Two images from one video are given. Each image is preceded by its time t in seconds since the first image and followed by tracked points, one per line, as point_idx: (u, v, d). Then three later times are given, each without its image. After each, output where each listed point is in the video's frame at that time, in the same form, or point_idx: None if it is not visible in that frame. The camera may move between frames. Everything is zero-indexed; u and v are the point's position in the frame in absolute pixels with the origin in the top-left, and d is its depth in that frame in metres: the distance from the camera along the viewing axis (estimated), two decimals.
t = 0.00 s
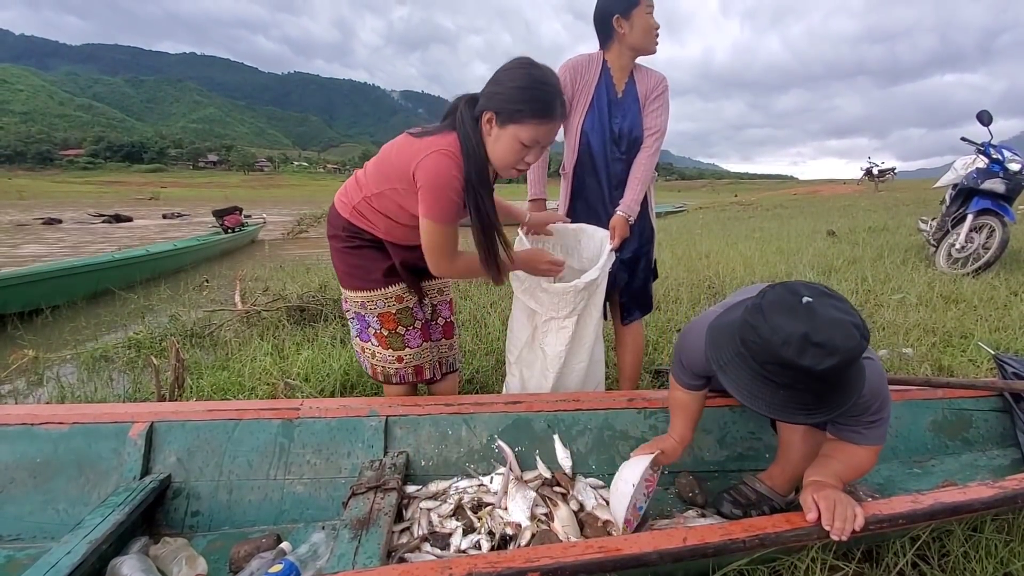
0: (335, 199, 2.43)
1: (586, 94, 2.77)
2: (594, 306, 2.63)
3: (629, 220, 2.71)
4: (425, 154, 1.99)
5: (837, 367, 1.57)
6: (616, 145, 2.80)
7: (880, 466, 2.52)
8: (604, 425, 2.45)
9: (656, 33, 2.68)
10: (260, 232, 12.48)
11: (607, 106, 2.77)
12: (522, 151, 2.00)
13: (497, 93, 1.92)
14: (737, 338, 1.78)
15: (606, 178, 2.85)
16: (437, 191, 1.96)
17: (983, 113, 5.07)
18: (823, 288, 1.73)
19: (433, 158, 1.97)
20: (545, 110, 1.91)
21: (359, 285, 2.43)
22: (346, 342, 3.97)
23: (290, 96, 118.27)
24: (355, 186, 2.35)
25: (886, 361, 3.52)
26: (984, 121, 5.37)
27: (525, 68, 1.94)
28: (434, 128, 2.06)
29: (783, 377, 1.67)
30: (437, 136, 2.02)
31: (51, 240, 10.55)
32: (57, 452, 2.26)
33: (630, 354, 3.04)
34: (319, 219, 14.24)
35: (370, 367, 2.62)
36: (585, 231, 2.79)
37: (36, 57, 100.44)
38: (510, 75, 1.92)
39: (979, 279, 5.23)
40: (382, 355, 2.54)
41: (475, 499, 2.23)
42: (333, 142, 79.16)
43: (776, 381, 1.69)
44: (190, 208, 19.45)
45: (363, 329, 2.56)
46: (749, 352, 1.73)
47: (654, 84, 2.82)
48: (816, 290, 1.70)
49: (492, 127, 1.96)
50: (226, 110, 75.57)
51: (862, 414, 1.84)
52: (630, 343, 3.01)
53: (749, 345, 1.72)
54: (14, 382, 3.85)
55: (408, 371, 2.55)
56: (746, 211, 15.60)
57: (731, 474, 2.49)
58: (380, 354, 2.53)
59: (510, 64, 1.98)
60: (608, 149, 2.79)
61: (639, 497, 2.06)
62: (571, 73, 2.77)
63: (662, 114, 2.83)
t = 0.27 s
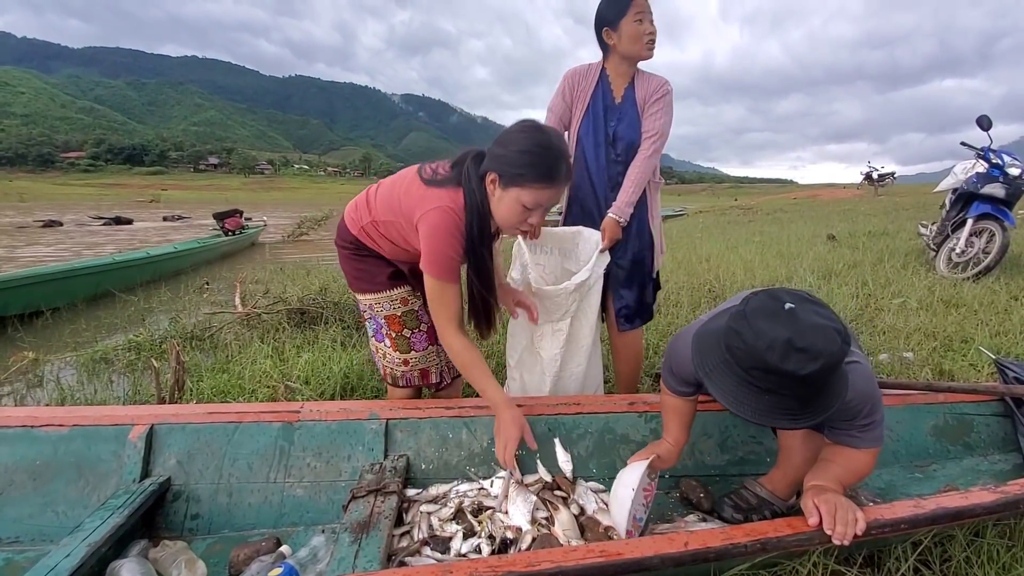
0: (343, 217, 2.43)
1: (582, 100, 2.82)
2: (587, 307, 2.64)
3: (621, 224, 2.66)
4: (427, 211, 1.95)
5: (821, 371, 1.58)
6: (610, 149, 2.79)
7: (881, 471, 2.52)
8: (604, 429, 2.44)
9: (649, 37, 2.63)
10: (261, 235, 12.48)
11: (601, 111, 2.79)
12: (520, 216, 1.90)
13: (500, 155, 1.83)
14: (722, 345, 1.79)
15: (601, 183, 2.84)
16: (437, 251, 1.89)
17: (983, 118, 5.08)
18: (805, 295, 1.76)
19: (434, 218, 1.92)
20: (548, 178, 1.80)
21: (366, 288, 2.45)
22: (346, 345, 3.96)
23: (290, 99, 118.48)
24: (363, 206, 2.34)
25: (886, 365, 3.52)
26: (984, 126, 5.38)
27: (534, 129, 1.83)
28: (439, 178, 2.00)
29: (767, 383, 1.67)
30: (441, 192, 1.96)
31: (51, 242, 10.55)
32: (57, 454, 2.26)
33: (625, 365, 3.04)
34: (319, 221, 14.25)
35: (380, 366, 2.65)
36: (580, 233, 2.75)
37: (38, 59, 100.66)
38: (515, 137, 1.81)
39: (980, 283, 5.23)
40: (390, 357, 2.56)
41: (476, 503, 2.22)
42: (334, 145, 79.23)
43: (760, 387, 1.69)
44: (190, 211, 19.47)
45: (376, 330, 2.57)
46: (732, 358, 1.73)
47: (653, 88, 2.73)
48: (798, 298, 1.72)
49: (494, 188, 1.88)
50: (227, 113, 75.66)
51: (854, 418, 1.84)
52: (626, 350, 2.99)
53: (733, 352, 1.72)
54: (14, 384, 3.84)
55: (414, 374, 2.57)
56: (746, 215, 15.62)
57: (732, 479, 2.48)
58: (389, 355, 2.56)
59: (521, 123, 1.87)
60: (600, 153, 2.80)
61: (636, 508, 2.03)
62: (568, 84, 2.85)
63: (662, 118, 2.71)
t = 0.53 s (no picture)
0: (349, 231, 2.42)
1: (583, 101, 2.85)
2: (589, 310, 2.63)
3: (619, 224, 2.64)
4: (423, 251, 1.91)
5: (787, 375, 1.59)
6: (606, 148, 2.79)
7: (882, 474, 2.51)
8: (605, 431, 2.44)
9: (642, 34, 2.63)
10: (261, 237, 12.49)
11: (600, 112, 2.79)
12: (510, 267, 1.83)
13: (494, 208, 1.74)
14: (694, 356, 1.80)
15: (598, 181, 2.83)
16: (431, 294, 1.86)
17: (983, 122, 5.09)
18: (768, 301, 1.78)
19: (428, 262, 1.88)
20: (538, 234, 1.71)
21: (373, 292, 2.47)
22: (346, 348, 3.96)
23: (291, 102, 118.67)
24: (367, 221, 2.33)
25: (887, 369, 3.51)
26: (984, 130, 5.39)
27: (529, 181, 1.74)
28: (438, 216, 1.94)
29: (738, 392, 1.67)
30: (437, 234, 1.91)
31: (51, 244, 10.55)
32: (57, 456, 2.25)
33: (625, 371, 3.04)
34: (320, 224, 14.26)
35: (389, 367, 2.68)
36: (580, 234, 2.75)
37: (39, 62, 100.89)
38: (510, 190, 1.73)
39: (980, 287, 5.23)
40: (399, 359, 2.57)
41: (476, 506, 2.22)
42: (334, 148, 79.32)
43: (731, 396, 1.69)
44: (190, 213, 19.48)
45: (385, 332, 2.58)
46: (703, 367, 1.74)
47: (649, 83, 2.67)
48: (762, 304, 1.74)
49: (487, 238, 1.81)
50: (228, 116, 75.78)
51: (841, 423, 1.84)
52: (627, 353, 2.98)
53: (704, 363, 1.73)
54: (14, 386, 3.84)
55: (421, 376, 2.59)
56: (747, 219, 15.63)
57: (733, 482, 2.47)
58: (396, 357, 2.58)
59: (519, 171, 1.78)
60: (596, 151, 2.80)
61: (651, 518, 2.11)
62: (569, 86, 2.91)
63: (657, 115, 2.64)
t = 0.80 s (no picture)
0: (355, 231, 2.43)
1: (580, 103, 2.85)
2: (586, 312, 2.62)
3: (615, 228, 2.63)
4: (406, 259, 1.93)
5: (751, 366, 1.62)
6: (604, 149, 2.80)
7: (883, 477, 2.51)
8: (605, 433, 2.43)
9: (629, 32, 2.60)
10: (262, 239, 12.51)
11: (596, 114, 2.80)
12: (492, 284, 1.83)
13: (474, 226, 1.73)
14: (669, 362, 1.82)
15: (598, 183, 2.84)
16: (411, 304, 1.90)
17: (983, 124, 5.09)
18: (732, 300, 1.79)
19: (411, 271, 1.90)
20: (518, 254, 1.70)
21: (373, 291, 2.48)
22: (346, 349, 3.96)
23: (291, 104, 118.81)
24: (371, 222, 2.34)
25: (887, 371, 3.51)
26: (984, 133, 5.39)
27: (511, 200, 1.72)
28: (427, 227, 1.95)
29: (711, 390, 1.69)
30: (422, 245, 1.92)
31: (52, 246, 10.56)
32: (56, 458, 2.25)
33: (629, 368, 3.03)
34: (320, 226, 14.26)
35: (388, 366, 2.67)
36: (579, 237, 2.76)
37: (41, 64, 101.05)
38: (490, 208, 1.72)
39: (980, 289, 5.22)
40: (397, 357, 2.57)
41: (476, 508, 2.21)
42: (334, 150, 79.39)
43: (706, 394, 1.71)
44: (190, 215, 19.50)
45: (386, 331, 2.57)
46: (678, 369, 1.76)
47: (643, 82, 2.64)
48: (724, 302, 1.77)
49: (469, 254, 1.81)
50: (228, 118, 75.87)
51: (829, 422, 1.84)
52: (628, 355, 2.98)
53: (678, 365, 1.75)
54: (13, 388, 3.84)
55: (417, 376, 2.59)
56: (746, 221, 15.62)
57: (734, 484, 2.47)
58: (395, 355, 2.57)
59: (501, 190, 1.76)
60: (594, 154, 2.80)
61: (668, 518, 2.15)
62: (569, 89, 2.91)
63: (650, 115, 2.61)
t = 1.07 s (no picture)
0: (357, 235, 2.44)
1: (578, 106, 2.85)
2: (588, 316, 2.60)
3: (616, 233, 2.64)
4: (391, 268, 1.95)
5: (731, 355, 1.62)
6: (602, 151, 2.80)
7: (883, 479, 2.50)
8: (605, 435, 2.43)
9: (612, 42, 2.59)
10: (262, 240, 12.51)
11: (595, 117, 2.80)
12: (472, 298, 1.84)
13: (452, 242, 1.74)
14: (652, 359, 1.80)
15: (599, 185, 2.85)
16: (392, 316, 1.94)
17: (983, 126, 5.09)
18: (704, 292, 1.80)
19: (395, 282, 1.91)
20: (492, 269, 1.71)
21: (376, 292, 2.53)
22: (346, 351, 3.96)
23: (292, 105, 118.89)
24: (373, 226, 2.35)
25: (887, 373, 3.51)
26: (984, 135, 5.39)
27: (485, 217, 1.72)
28: (412, 236, 1.96)
29: (693, 381, 1.68)
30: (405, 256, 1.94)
31: (51, 247, 10.55)
32: (55, 459, 2.25)
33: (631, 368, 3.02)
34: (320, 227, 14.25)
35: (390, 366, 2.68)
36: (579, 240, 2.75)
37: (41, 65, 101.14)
38: (467, 227, 1.71)
39: (980, 291, 5.22)
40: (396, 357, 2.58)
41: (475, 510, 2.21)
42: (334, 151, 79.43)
43: (688, 387, 1.70)
44: (190, 215, 19.50)
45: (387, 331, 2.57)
46: (659, 366, 1.75)
47: (641, 85, 2.64)
48: (700, 295, 1.77)
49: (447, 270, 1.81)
50: (228, 119, 75.91)
51: (808, 421, 1.82)
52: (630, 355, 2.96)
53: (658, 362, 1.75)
54: (12, 389, 3.83)
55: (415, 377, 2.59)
56: (747, 223, 15.62)
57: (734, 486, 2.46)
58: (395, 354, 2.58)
59: (476, 206, 1.76)
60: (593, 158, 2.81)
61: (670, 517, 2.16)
62: (566, 91, 2.90)
63: (649, 119, 2.61)
